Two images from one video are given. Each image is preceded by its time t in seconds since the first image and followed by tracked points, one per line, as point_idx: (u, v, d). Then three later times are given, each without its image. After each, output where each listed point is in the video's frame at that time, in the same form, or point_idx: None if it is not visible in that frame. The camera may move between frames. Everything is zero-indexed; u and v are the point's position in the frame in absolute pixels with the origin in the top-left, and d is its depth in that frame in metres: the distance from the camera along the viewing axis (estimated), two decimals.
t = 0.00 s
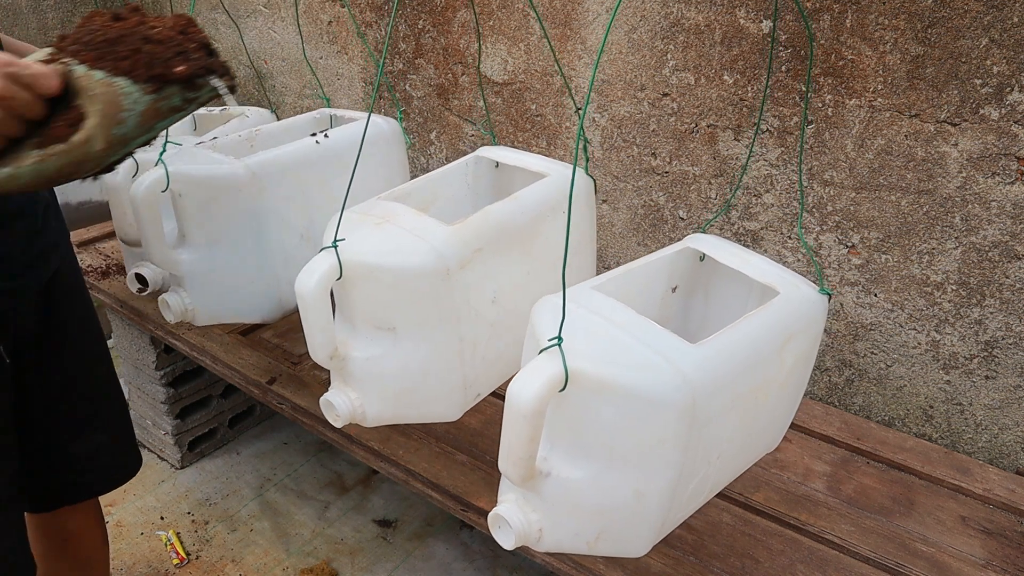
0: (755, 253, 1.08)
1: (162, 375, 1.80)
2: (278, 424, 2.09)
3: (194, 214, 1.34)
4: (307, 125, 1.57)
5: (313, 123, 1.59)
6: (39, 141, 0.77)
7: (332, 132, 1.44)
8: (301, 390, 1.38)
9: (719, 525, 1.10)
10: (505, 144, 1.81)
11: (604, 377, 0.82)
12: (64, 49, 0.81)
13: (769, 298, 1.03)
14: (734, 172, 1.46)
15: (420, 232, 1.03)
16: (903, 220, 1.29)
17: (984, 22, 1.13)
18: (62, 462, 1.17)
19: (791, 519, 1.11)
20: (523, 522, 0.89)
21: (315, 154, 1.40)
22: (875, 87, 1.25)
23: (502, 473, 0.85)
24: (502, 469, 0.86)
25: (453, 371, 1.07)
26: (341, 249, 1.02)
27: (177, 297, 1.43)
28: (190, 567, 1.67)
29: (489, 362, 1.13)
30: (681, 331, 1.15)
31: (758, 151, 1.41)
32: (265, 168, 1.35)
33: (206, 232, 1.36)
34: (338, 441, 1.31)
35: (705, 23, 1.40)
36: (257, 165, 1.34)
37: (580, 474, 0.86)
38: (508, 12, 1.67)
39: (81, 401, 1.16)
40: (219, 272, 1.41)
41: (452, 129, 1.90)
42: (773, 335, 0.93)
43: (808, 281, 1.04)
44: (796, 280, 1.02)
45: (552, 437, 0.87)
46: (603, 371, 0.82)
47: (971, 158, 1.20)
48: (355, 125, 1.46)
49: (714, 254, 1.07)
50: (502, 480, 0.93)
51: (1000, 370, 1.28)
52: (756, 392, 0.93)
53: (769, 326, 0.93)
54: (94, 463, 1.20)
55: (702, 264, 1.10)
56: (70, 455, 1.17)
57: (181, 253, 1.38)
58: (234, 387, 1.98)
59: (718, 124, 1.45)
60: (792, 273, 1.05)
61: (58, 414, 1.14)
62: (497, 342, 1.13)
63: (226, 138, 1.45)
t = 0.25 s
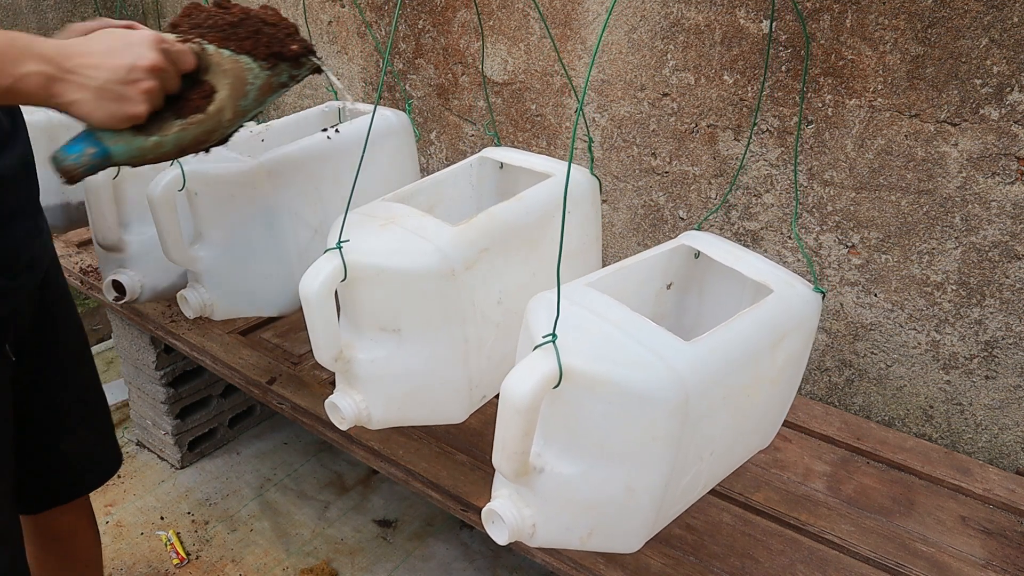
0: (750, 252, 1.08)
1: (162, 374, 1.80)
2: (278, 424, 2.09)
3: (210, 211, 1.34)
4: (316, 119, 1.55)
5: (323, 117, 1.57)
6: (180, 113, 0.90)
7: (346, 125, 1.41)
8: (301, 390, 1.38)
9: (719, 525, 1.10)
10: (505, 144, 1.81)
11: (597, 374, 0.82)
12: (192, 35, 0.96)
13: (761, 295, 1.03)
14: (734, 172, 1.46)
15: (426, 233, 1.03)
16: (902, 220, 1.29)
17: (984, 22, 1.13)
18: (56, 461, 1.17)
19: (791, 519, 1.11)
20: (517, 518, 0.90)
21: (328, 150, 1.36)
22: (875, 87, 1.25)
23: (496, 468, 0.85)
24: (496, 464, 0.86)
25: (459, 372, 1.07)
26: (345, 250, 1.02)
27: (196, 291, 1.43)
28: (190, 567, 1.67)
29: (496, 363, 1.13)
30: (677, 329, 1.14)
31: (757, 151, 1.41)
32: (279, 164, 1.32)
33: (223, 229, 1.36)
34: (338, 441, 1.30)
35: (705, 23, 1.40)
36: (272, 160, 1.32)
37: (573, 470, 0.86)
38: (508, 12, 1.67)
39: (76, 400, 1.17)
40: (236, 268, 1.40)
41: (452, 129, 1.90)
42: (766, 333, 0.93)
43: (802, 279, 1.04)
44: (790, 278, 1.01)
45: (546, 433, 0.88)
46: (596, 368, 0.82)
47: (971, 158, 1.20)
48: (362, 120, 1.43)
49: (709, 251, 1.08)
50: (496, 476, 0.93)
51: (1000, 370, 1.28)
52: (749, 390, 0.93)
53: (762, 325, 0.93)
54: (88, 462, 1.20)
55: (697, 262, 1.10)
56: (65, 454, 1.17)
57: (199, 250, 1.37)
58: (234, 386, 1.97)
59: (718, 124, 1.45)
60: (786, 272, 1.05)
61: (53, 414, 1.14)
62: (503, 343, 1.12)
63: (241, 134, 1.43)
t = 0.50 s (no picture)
0: (749, 252, 1.08)
1: (162, 375, 1.80)
2: (278, 424, 2.09)
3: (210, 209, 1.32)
4: (317, 118, 1.55)
5: (323, 116, 1.56)
6: (274, 74, 0.88)
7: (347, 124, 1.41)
8: (301, 390, 1.38)
9: (719, 525, 1.10)
10: (505, 144, 1.81)
11: (597, 374, 0.82)
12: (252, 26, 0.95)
13: (760, 295, 1.03)
14: (734, 172, 1.46)
15: (423, 232, 1.03)
16: (902, 220, 1.29)
17: (984, 22, 1.13)
18: (47, 460, 1.17)
19: (790, 519, 1.11)
20: (516, 517, 0.89)
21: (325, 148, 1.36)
22: (875, 87, 1.25)
23: (495, 468, 0.85)
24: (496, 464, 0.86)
25: (457, 371, 1.07)
26: (343, 250, 1.02)
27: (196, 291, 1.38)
28: (190, 567, 1.67)
29: (494, 363, 1.13)
30: (675, 328, 1.14)
31: (757, 151, 1.41)
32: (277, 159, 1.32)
33: (223, 227, 1.34)
34: (339, 441, 1.30)
35: (705, 23, 1.40)
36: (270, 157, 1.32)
37: (571, 469, 0.86)
38: (508, 12, 1.67)
39: (68, 398, 1.17)
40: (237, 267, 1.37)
41: (452, 129, 1.90)
42: (764, 333, 0.93)
43: (801, 279, 1.04)
44: (789, 278, 1.01)
45: (546, 432, 0.87)
46: (595, 367, 0.82)
47: (971, 158, 1.20)
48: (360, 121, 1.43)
49: (708, 251, 1.08)
50: (494, 476, 0.93)
51: (1000, 370, 1.28)
52: (748, 389, 0.93)
53: (761, 325, 0.93)
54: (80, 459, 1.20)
55: (696, 262, 1.10)
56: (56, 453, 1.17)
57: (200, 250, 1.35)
58: (234, 386, 1.98)
59: (718, 124, 1.45)
60: (784, 271, 1.05)
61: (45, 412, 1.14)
62: (501, 343, 1.13)
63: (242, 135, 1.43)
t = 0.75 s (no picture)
0: (752, 253, 1.08)
1: (162, 375, 1.80)
2: (278, 424, 2.09)
3: (198, 212, 1.34)
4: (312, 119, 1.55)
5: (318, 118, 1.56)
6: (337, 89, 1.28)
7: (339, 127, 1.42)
8: (301, 390, 1.38)
9: (719, 525, 1.10)
10: (504, 144, 1.81)
11: (599, 375, 0.82)
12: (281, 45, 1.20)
13: (765, 297, 1.03)
14: (734, 172, 1.46)
15: (415, 230, 1.03)
16: (902, 220, 1.29)
17: (983, 22, 1.13)
18: (46, 461, 1.17)
19: (791, 519, 1.11)
20: (519, 519, 0.90)
21: (317, 154, 1.38)
22: (875, 87, 1.25)
23: (498, 470, 0.85)
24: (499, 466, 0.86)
25: (447, 369, 1.07)
26: (336, 248, 1.02)
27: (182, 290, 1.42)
28: (190, 567, 1.67)
29: (487, 362, 1.13)
30: (678, 329, 1.14)
31: (758, 151, 1.41)
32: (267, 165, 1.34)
33: (211, 229, 1.36)
34: (339, 441, 1.30)
35: (705, 23, 1.40)
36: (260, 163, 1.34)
37: (575, 472, 0.86)
38: (508, 12, 1.67)
39: (68, 399, 1.17)
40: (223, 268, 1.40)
41: (452, 129, 1.90)
42: (768, 334, 0.93)
43: (804, 280, 1.04)
44: (793, 279, 1.02)
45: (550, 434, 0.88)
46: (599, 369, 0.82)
47: (971, 158, 1.20)
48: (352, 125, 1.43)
49: (710, 253, 1.07)
50: (499, 477, 0.93)
51: (999, 370, 1.28)
52: (752, 391, 0.93)
53: (764, 326, 0.93)
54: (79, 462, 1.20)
55: (699, 263, 1.10)
56: (55, 454, 1.17)
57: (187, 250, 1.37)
58: (234, 386, 1.98)
59: (718, 124, 1.45)
60: (789, 273, 1.05)
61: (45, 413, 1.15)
62: (495, 342, 1.13)
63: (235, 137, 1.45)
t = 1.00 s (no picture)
0: (758, 255, 1.08)
1: (162, 375, 1.80)
2: (278, 425, 2.09)
3: (202, 215, 1.28)
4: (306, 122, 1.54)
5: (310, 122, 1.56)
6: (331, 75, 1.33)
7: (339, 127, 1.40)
8: (301, 390, 1.38)
9: (719, 525, 1.10)
10: (504, 144, 1.81)
11: (604, 377, 0.82)
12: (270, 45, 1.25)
13: (771, 299, 1.03)
14: (734, 172, 1.46)
15: (411, 230, 1.03)
16: (902, 220, 1.29)
17: (983, 21, 1.13)
18: (49, 461, 1.17)
19: (791, 519, 1.11)
20: (526, 525, 0.89)
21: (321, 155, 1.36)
22: (875, 87, 1.25)
23: (505, 474, 0.84)
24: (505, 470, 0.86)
25: (440, 367, 1.07)
26: (330, 247, 1.02)
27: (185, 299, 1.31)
28: (190, 567, 1.67)
29: (481, 361, 1.13)
30: (683, 332, 1.14)
31: (758, 151, 1.41)
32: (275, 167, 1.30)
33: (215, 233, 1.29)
34: (339, 441, 1.30)
35: (705, 23, 1.40)
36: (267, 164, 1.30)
37: (583, 476, 0.86)
38: (508, 12, 1.68)
39: (70, 402, 1.17)
40: (229, 276, 1.32)
41: (452, 129, 1.90)
42: (775, 337, 0.93)
43: (811, 282, 1.04)
44: (800, 281, 1.02)
45: (556, 438, 0.88)
46: (606, 371, 0.82)
47: (971, 158, 1.20)
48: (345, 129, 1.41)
49: (716, 255, 1.07)
50: (505, 482, 0.92)
51: (999, 370, 1.28)
52: (760, 393, 0.93)
53: (771, 328, 0.93)
54: (82, 463, 1.20)
55: (705, 265, 1.10)
56: (57, 455, 1.17)
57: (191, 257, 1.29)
58: (234, 387, 1.98)
59: (718, 124, 1.45)
60: (794, 274, 1.05)
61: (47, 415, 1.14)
62: (488, 341, 1.13)
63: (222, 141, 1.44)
